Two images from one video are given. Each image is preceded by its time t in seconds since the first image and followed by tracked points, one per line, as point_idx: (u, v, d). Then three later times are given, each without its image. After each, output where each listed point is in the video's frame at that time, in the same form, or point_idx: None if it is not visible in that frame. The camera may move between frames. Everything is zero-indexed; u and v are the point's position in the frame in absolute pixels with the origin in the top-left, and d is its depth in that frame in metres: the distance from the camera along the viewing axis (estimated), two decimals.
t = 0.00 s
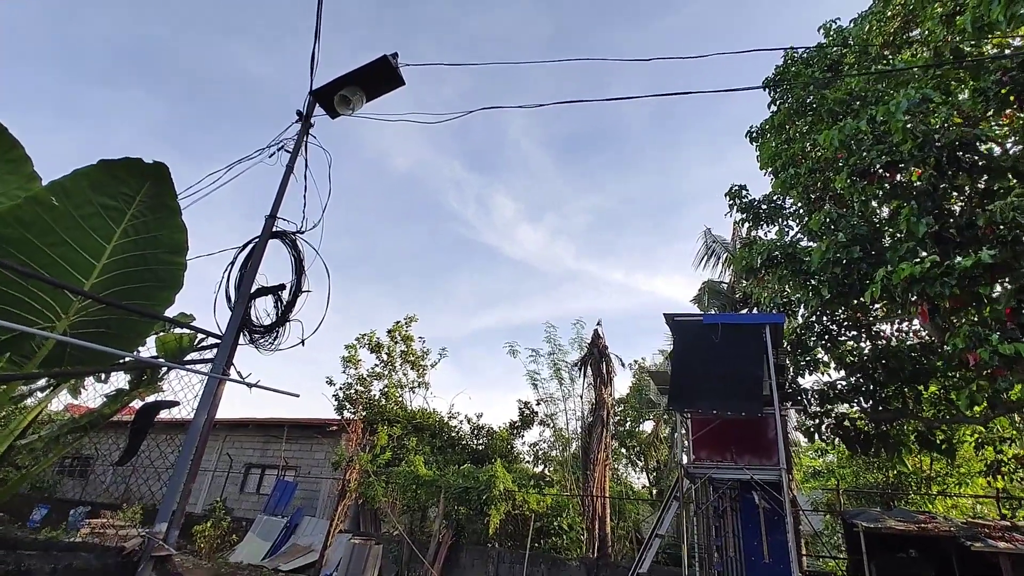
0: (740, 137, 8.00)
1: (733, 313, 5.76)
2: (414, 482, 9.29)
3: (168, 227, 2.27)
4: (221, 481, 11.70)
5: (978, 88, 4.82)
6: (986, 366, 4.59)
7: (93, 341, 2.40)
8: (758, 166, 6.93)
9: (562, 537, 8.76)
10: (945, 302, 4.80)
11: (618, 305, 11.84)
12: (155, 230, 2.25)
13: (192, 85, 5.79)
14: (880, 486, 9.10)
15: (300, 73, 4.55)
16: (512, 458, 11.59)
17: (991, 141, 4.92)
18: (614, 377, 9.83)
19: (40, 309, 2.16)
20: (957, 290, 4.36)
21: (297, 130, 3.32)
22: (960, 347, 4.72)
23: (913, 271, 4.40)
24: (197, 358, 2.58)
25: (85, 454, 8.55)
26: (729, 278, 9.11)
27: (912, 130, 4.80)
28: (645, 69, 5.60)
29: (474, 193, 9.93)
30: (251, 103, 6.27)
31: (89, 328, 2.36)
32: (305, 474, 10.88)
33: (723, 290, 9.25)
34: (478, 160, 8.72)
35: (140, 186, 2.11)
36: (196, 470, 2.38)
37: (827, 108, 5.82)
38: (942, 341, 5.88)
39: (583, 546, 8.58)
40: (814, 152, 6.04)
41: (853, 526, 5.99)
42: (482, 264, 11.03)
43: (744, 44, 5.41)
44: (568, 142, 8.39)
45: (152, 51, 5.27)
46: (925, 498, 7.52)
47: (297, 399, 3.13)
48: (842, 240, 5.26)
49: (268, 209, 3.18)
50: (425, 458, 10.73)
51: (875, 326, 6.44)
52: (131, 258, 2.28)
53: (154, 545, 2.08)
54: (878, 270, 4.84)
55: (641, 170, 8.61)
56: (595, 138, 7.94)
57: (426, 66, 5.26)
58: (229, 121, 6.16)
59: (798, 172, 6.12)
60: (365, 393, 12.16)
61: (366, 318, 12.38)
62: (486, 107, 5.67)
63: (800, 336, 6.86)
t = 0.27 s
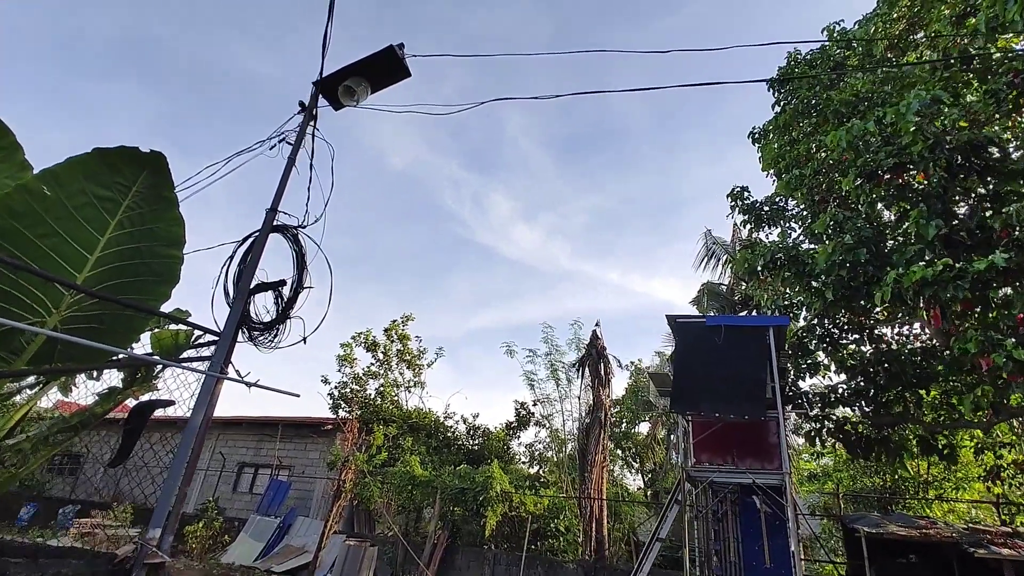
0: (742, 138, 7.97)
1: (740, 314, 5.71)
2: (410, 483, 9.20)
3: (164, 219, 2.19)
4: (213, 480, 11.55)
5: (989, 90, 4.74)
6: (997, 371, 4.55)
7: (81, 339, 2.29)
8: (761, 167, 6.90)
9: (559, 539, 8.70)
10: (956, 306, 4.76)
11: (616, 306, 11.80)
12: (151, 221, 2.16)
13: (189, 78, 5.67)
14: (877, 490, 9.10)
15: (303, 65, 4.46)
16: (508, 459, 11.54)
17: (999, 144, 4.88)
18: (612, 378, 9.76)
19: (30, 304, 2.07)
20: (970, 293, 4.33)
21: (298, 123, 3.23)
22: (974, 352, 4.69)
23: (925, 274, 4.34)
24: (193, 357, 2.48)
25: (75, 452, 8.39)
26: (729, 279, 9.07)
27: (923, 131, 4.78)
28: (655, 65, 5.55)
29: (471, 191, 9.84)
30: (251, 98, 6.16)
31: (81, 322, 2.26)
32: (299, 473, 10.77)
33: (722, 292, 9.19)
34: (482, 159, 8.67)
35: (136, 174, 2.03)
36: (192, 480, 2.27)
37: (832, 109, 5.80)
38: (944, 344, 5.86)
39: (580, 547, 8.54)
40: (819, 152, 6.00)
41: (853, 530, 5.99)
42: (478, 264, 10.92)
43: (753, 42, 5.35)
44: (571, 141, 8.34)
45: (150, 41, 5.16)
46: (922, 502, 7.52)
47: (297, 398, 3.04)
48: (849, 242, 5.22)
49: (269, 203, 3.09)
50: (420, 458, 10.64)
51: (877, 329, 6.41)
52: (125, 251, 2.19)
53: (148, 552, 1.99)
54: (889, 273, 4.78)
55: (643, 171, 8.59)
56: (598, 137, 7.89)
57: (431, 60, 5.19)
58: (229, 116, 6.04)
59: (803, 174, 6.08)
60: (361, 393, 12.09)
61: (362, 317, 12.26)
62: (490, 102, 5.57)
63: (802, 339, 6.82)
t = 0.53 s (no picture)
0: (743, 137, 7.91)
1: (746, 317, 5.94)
2: (409, 485, 9.13)
3: (161, 230, 2.09)
4: (209, 483, 11.44)
5: (998, 91, 4.72)
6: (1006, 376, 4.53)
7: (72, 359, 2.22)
8: (763, 167, 6.86)
9: (560, 540, 8.67)
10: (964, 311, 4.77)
11: (615, 305, 11.77)
12: (147, 233, 2.07)
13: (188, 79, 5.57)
14: (876, 488, 9.13)
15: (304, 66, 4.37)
16: (507, 459, 11.50)
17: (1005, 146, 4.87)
18: (611, 378, 9.69)
19: (23, 320, 2.00)
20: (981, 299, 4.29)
21: (297, 126, 3.17)
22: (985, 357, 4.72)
23: (938, 280, 4.31)
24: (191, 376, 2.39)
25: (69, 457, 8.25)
26: (729, 279, 9.03)
27: (931, 133, 4.76)
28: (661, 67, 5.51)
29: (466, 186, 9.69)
30: (249, 99, 6.06)
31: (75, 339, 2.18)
32: (296, 475, 10.68)
33: (722, 291, 9.00)
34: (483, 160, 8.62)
35: (130, 184, 1.94)
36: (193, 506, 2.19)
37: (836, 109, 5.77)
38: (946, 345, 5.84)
39: (581, 550, 8.50)
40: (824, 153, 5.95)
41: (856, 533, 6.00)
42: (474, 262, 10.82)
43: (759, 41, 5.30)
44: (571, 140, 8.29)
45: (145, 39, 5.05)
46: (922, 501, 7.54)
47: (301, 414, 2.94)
48: (854, 244, 5.20)
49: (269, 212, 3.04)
50: (419, 459, 10.59)
51: (879, 330, 6.40)
52: (121, 264, 2.10)
53: None
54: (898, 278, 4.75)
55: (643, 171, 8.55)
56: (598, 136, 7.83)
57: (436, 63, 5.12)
58: (227, 117, 5.94)
59: (806, 174, 6.05)
60: (358, 394, 12.02)
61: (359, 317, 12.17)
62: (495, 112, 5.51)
63: (802, 339, 6.80)
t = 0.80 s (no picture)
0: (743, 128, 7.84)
1: (747, 313, 5.96)
2: (411, 479, 9.20)
3: (164, 246, 2.04)
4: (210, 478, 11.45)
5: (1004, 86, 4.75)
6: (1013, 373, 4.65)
7: (75, 384, 2.19)
8: (763, 159, 6.86)
9: (562, 531, 8.75)
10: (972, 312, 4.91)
11: (612, 295, 11.86)
12: (150, 248, 2.02)
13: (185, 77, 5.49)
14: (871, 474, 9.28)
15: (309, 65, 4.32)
16: (507, 450, 11.60)
17: (1007, 141, 4.91)
18: (611, 370, 9.70)
19: (22, 339, 1.94)
20: (984, 300, 4.40)
21: (302, 135, 3.21)
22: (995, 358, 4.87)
23: (943, 279, 4.41)
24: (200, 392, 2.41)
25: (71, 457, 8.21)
26: (728, 270, 9.04)
27: (939, 130, 4.82)
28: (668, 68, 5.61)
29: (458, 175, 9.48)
30: (248, 96, 5.98)
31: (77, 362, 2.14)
32: (297, 470, 10.71)
33: (720, 281, 9.04)
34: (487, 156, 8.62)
35: (130, 201, 1.89)
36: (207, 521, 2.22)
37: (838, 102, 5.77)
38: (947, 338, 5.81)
39: (580, 540, 8.54)
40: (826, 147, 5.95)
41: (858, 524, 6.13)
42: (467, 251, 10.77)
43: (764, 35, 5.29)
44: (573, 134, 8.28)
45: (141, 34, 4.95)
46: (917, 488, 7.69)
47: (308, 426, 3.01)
48: (858, 241, 5.23)
49: (274, 224, 3.13)
50: (420, 452, 10.67)
51: (878, 322, 6.45)
52: (124, 280, 2.05)
53: None
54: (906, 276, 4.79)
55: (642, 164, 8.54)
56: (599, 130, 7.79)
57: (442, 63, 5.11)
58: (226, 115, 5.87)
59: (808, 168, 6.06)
60: (357, 386, 11.96)
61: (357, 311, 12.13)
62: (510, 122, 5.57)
63: (800, 331, 6.86)
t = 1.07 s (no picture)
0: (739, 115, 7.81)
1: (743, 302, 6.05)
2: (411, 471, 9.20)
3: (159, 245, 1.99)
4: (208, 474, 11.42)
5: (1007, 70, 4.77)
6: None
7: (69, 392, 2.15)
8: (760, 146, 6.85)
9: (561, 520, 8.81)
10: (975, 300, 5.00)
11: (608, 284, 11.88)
12: (144, 248, 1.97)
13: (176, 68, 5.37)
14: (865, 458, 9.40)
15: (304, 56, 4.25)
16: (505, 440, 11.65)
17: (1004, 126, 4.93)
18: (607, 359, 9.70)
19: (16, 344, 1.89)
20: (985, 288, 4.46)
21: (296, 130, 3.17)
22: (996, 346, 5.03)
23: (947, 267, 4.49)
24: (197, 397, 2.37)
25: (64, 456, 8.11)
26: (724, 258, 9.04)
27: (939, 117, 4.84)
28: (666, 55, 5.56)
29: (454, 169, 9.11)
30: (239, 87, 5.88)
31: (71, 370, 2.09)
32: (296, 464, 10.70)
33: (716, 269, 9.11)
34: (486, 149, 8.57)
35: (123, 201, 1.84)
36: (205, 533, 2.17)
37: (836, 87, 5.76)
38: (942, 323, 5.89)
39: (580, 529, 8.61)
40: (824, 134, 6.04)
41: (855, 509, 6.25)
42: (460, 240, 10.65)
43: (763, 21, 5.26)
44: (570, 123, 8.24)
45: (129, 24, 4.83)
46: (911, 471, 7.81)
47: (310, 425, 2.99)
48: (858, 228, 5.31)
49: (271, 222, 3.08)
50: (419, 445, 10.70)
51: (875, 309, 6.47)
52: (119, 282, 2.00)
53: None
54: (907, 265, 4.83)
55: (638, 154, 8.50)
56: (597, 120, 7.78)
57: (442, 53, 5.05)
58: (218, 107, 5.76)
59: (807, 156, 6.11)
60: (354, 379, 11.93)
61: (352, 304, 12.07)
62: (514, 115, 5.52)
63: (797, 319, 6.89)
